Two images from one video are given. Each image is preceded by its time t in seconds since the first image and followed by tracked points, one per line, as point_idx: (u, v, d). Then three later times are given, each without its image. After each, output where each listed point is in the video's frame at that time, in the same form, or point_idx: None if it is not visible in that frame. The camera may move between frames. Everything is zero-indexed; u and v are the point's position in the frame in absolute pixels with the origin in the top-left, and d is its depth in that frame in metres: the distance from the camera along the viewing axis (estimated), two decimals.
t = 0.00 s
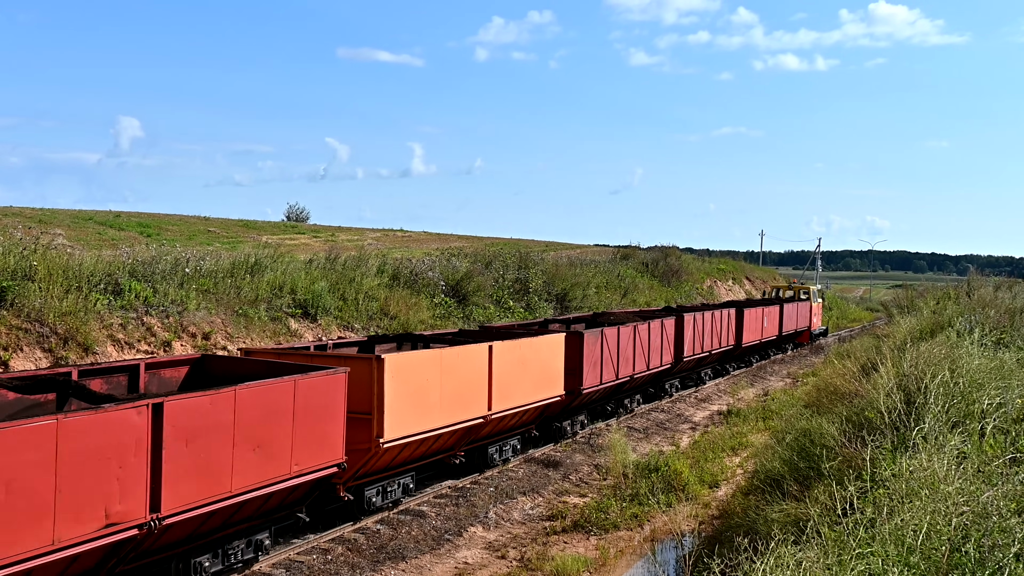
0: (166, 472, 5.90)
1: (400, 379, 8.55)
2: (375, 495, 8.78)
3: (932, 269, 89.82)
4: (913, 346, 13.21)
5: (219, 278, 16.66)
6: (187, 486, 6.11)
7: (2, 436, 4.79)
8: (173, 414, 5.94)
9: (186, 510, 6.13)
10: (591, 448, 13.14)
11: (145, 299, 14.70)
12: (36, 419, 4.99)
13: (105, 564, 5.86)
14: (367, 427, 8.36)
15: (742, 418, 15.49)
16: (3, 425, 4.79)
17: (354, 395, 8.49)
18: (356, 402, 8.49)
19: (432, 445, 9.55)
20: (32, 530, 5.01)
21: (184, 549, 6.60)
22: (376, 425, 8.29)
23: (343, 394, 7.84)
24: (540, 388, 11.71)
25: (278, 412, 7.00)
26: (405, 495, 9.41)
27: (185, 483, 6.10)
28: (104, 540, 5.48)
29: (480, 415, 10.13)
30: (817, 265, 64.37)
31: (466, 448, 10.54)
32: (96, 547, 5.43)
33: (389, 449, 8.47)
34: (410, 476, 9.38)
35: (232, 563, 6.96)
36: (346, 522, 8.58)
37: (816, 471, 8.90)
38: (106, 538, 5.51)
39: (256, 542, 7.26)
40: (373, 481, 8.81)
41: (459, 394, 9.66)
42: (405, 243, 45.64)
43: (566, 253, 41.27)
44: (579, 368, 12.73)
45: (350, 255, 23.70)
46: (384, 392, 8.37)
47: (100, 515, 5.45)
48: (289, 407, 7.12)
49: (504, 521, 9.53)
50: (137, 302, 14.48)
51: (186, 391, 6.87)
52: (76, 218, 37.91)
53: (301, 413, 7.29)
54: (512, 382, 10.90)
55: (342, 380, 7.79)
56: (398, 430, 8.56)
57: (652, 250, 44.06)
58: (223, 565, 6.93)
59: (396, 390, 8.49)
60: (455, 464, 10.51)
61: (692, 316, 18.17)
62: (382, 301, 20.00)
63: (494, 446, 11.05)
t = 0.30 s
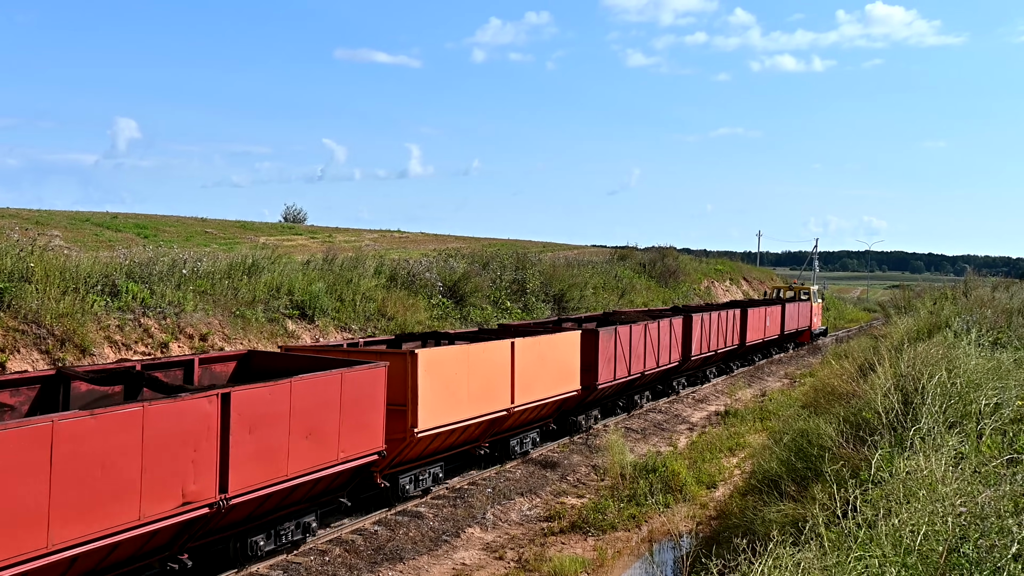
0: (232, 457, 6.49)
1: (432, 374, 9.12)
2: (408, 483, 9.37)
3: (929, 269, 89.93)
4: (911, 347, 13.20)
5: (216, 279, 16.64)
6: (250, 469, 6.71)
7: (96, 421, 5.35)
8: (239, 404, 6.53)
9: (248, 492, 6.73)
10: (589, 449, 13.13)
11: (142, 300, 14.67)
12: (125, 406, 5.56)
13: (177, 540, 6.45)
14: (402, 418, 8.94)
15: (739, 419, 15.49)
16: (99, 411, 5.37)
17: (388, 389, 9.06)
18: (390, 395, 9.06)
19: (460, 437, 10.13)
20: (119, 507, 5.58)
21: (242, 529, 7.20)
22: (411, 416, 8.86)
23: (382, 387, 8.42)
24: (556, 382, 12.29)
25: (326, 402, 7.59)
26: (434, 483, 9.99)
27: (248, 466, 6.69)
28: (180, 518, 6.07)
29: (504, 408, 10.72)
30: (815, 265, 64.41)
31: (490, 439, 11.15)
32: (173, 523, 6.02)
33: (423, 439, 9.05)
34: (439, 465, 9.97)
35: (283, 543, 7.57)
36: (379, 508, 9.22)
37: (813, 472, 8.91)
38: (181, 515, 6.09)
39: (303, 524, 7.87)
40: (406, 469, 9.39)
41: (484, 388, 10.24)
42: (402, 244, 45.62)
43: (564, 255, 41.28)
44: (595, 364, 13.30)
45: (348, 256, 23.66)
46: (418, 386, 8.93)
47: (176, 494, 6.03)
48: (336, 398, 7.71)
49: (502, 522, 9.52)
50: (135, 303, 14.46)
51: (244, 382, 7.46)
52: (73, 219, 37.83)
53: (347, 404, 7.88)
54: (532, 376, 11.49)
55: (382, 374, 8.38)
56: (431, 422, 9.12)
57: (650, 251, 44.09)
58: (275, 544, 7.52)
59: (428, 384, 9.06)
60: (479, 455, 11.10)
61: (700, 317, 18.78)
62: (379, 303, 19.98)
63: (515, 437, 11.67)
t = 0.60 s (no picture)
0: (290, 443, 7.04)
1: (459, 368, 9.87)
2: (438, 473, 10.07)
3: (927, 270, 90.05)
4: (908, 348, 13.19)
5: (214, 281, 16.63)
6: (305, 455, 7.27)
7: (175, 408, 5.86)
8: (295, 394, 7.08)
9: (303, 476, 7.29)
10: (587, 450, 13.14)
11: (140, 302, 14.65)
12: (200, 394, 6.08)
13: (238, 520, 7.02)
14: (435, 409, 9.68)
15: (737, 420, 15.50)
16: (177, 399, 5.87)
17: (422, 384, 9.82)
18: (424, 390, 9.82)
19: (485, 429, 10.83)
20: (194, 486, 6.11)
21: (292, 512, 7.76)
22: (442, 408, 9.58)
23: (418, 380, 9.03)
24: (573, 378, 13.02)
25: (371, 393, 8.18)
26: (460, 474, 10.69)
27: (303, 452, 7.26)
28: (247, 497, 6.62)
29: (525, 401, 11.45)
30: (812, 266, 64.42)
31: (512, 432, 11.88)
32: (241, 502, 6.56)
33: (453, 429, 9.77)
34: (464, 457, 10.69)
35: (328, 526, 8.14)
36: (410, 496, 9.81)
37: (811, 473, 8.91)
38: (244, 496, 6.61)
39: (345, 508, 8.45)
40: (435, 460, 10.09)
41: (507, 382, 10.96)
42: (400, 244, 45.55)
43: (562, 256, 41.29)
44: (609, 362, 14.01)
45: (346, 257, 23.64)
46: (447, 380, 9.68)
47: (242, 475, 6.58)
48: (379, 389, 8.30)
49: (500, 523, 9.52)
50: (133, 304, 14.44)
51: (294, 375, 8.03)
52: (70, 221, 37.79)
53: (388, 395, 8.50)
54: (551, 372, 12.21)
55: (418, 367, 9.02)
56: (458, 413, 9.85)
57: (648, 252, 44.12)
58: (320, 527, 8.11)
59: (457, 378, 9.79)
60: (502, 448, 11.79)
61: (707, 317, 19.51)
62: (377, 304, 19.97)
63: (534, 431, 12.34)
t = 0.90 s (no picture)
0: (336, 432, 7.78)
1: (487, 367, 10.42)
2: (465, 464, 10.64)
3: (926, 271, 90.09)
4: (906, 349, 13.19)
5: (213, 282, 16.62)
6: (349, 443, 8.02)
7: (240, 398, 6.62)
8: (342, 386, 7.84)
9: (348, 462, 8.03)
10: (586, 451, 13.14)
11: (139, 303, 14.64)
12: (261, 387, 6.85)
13: (291, 503, 7.71)
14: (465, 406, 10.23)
15: (736, 421, 15.52)
16: (243, 389, 6.64)
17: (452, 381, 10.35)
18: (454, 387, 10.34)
19: (510, 423, 11.38)
20: (256, 469, 6.86)
21: (337, 497, 8.44)
22: (471, 404, 10.14)
23: (449, 375, 9.84)
24: (591, 376, 13.56)
25: (408, 387, 8.97)
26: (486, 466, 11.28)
27: (348, 440, 8.01)
28: (300, 481, 7.37)
29: (547, 398, 12.01)
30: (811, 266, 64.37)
31: (533, 427, 12.46)
32: (294, 485, 7.30)
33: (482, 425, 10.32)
34: (490, 449, 11.25)
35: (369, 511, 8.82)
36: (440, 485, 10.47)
37: (810, 474, 8.92)
38: (299, 479, 7.38)
39: (383, 495, 9.12)
40: (464, 452, 10.67)
41: (530, 379, 11.54)
42: (398, 246, 45.47)
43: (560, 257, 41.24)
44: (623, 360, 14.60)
45: (345, 258, 23.62)
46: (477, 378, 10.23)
47: (296, 461, 7.33)
48: (414, 383, 9.07)
49: (499, 524, 9.51)
50: (131, 306, 14.43)
51: (339, 370, 8.80)
52: (68, 223, 37.69)
53: (423, 389, 9.30)
54: (570, 369, 12.77)
55: (450, 364, 9.81)
56: (486, 410, 10.40)
57: (646, 252, 44.11)
58: (361, 512, 8.80)
59: (485, 375, 10.30)
60: (523, 441, 12.36)
61: (708, 319, 19.79)
62: (376, 305, 19.96)
63: (552, 425, 12.94)
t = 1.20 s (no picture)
0: (378, 421, 8.50)
1: (512, 363, 11.12)
2: (489, 456, 11.29)
3: (924, 272, 90.17)
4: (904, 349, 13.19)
5: (211, 283, 16.62)
6: (389, 433, 8.74)
7: (295, 389, 7.33)
8: (382, 380, 8.55)
9: (387, 450, 8.75)
10: (585, 452, 13.14)
11: (137, 305, 14.63)
12: (314, 379, 7.55)
13: (335, 489, 8.36)
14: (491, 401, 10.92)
15: (735, 421, 15.55)
16: (297, 381, 7.35)
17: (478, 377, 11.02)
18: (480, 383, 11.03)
19: (530, 418, 12.03)
20: (309, 454, 7.58)
21: (376, 485, 9.07)
22: (498, 399, 10.82)
23: (477, 371, 10.60)
24: (604, 373, 14.26)
25: (440, 382, 9.71)
26: (507, 458, 11.91)
27: (387, 430, 8.72)
28: (346, 466, 8.09)
29: (564, 393, 12.73)
30: (809, 267, 64.41)
31: (552, 422, 13.19)
32: (340, 472, 7.98)
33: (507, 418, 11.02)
34: (512, 442, 11.95)
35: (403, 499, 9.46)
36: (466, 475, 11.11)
37: (808, 474, 8.92)
38: (345, 466, 8.07)
39: (415, 484, 9.78)
40: (488, 445, 11.36)
41: (550, 376, 12.26)
42: (397, 247, 45.44)
43: (559, 258, 41.22)
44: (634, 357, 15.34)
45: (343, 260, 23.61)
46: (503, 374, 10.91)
47: (343, 448, 8.04)
48: (445, 377, 9.79)
49: (498, 525, 9.51)
50: (129, 307, 14.42)
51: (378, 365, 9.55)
52: (67, 224, 37.63)
53: (454, 384, 10.06)
54: (585, 366, 13.49)
55: (477, 361, 10.58)
56: (511, 404, 11.09)
57: (645, 254, 44.12)
58: (394, 499, 9.34)
59: (509, 372, 10.98)
60: (542, 434, 13.02)
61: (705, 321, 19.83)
62: (375, 306, 19.96)
63: (569, 419, 13.60)
